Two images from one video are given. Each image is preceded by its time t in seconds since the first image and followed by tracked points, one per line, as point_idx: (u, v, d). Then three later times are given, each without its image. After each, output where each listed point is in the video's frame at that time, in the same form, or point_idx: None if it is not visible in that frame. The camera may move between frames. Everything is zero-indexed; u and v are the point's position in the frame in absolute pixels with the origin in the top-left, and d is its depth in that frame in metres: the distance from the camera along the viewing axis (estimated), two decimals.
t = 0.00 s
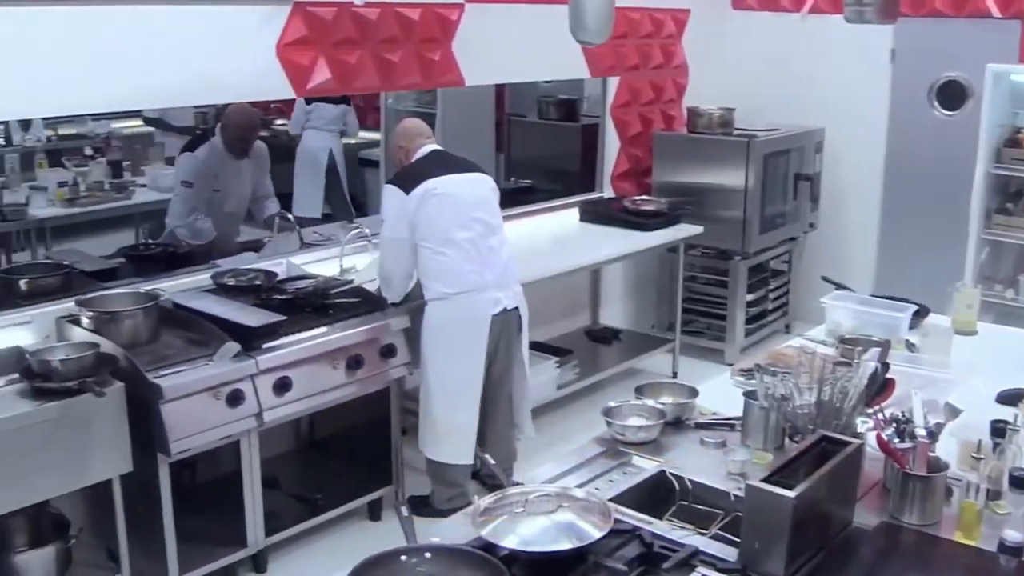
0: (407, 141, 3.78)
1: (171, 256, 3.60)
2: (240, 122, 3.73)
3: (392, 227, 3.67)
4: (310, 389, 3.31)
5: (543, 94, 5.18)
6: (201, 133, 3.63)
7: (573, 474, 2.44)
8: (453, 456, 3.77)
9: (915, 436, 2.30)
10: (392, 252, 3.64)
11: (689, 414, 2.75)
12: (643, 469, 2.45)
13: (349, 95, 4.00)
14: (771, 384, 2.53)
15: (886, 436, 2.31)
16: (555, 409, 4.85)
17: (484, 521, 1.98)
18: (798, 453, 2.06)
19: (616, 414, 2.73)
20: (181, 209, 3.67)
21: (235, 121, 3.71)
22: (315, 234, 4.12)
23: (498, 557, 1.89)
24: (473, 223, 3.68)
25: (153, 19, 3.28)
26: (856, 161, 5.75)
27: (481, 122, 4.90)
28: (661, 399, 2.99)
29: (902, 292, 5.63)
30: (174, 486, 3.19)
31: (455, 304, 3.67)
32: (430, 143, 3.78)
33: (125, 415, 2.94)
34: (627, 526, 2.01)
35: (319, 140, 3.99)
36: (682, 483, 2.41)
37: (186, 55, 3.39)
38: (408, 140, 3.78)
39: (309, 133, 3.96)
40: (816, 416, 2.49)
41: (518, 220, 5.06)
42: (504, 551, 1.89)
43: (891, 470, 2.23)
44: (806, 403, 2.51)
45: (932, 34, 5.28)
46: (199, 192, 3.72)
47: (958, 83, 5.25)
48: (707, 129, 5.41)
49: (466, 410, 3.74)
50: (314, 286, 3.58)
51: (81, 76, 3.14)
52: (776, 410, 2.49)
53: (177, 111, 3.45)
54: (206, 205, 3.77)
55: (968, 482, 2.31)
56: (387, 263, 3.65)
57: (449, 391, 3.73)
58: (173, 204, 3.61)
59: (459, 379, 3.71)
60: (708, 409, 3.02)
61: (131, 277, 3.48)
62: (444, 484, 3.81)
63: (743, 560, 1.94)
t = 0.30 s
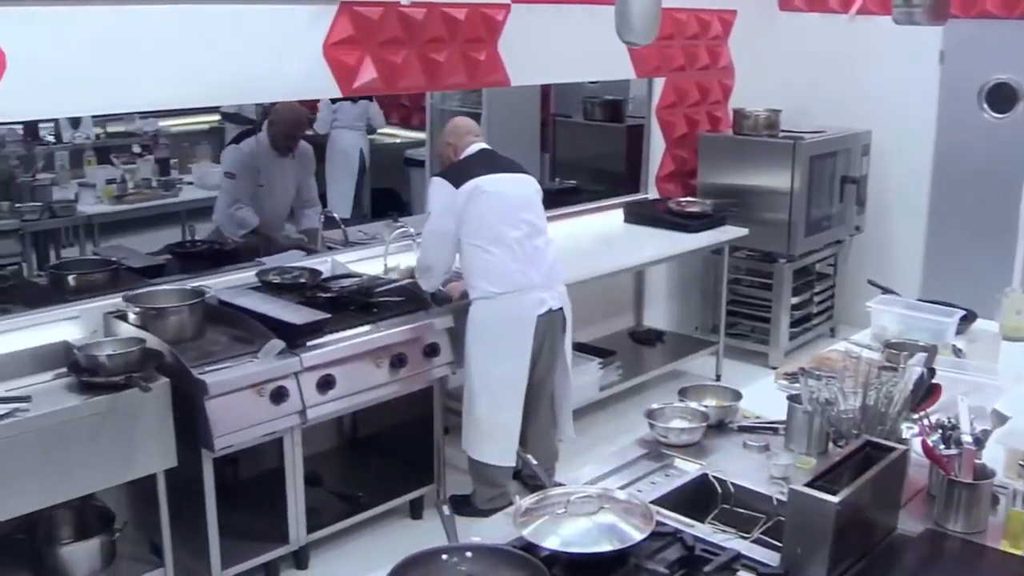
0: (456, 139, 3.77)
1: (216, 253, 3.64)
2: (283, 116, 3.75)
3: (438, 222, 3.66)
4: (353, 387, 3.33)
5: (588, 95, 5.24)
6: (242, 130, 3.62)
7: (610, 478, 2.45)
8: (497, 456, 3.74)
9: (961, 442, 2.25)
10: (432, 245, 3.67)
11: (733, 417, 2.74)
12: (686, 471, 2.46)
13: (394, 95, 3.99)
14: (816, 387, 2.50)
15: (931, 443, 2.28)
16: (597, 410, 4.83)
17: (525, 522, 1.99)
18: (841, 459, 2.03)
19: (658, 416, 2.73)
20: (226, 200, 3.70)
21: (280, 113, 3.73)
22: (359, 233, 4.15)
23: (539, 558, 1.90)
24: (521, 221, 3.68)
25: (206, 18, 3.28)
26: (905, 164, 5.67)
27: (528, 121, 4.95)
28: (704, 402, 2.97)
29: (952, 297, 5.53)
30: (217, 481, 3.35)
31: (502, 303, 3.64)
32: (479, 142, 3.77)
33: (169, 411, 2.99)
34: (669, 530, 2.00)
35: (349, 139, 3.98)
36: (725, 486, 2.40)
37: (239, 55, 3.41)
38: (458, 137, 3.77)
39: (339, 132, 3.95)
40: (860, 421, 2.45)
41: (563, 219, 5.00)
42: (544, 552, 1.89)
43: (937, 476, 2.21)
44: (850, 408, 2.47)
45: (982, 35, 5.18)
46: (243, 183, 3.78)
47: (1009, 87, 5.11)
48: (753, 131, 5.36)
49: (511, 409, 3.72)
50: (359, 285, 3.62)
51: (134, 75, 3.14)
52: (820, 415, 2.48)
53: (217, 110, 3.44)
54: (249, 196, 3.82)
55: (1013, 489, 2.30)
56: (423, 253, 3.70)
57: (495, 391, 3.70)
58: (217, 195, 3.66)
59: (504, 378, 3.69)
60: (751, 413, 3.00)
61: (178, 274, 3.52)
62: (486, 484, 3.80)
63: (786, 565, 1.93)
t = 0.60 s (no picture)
0: (502, 137, 3.76)
1: (259, 251, 3.68)
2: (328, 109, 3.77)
3: (483, 220, 3.63)
4: (395, 386, 3.35)
5: (631, 96, 5.12)
6: (284, 128, 3.68)
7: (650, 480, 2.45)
8: (537, 456, 3.74)
9: (1008, 450, 2.28)
10: (472, 239, 3.64)
11: (775, 421, 2.72)
12: (728, 474, 2.45)
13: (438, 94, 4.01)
14: (859, 392, 2.47)
15: (977, 451, 2.29)
16: (637, 412, 4.80)
17: (565, 523, 1.99)
18: (884, 464, 2.00)
19: (700, 419, 2.72)
20: (268, 196, 3.70)
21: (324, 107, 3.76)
22: (401, 232, 4.16)
23: (578, 560, 1.91)
24: (565, 221, 3.66)
25: (249, 18, 3.33)
26: (954, 166, 5.57)
27: (570, 122, 4.93)
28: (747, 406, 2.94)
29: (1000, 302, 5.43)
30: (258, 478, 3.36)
31: (545, 302, 3.63)
32: (526, 141, 3.77)
33: (211, 408, 3.03)
34: (708, 533, 2.00)
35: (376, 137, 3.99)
36: (766, 490, 2.38)
37: (283, 55, 3.45)
38: (503, 136, 3.76)
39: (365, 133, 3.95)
40: (904, 427, 2.43)
41: (607, 220, 5.00)
42: (585, 554, 1.90)
43: (982, 484, 2.17)
44: (893, 415, 2.44)
45: None
46: (285, 179, 3.78)
47: None
48: (798, 132, 5.31)
49: (553, 408, 3.71)
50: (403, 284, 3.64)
51: (178, 73, 3.19)
52: (863, 420, 2.45)
53: (263, 109, 3.50)
54: (291, 193, 3.82)
55: None
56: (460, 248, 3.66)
57: (538, 390, 3.69)
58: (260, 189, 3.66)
59: (546, 377, 3.68)
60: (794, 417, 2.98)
61: (219, 273, 3.57)
62: (526, 485, 3.78)
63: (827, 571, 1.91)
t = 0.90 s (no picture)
0: (542, 136, 3.71)
1: (299, 250, 3.65)
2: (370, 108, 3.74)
3: (526, 220, 3.59)
4: (434, 386, 3.31)
5: (675, 94, 5.07)
6: (325, 126, 3.67)
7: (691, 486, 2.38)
8: (578, 458, 3.68)
9: None
10: (518, 240, 3.60)
11: (819, 427, 2.65)
12: (770, 480, 2.38)
13: (479, 92, 3.96)
14: (905, 399, 2.38)
15: None
16: (678, 415, 4.72)
17: (604, 526, 1.95)
18: (931, 472, 1.93)
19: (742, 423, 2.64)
20: (309, 195, 3.71)
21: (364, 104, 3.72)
22: (442, 231, 4.11)
23: (617, 564, 1.87)
24: (608, 221, 3.59)
25: (293, 15, 3.31)
26: (1006, 168, 5.43)
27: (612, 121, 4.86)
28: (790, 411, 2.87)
29: None
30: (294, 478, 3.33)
31: (588, 303, 3.58)
32: (567, 140, 3.70)
33: (249, 406, 3.01)
34: (750, 539, 1.97)
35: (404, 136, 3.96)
36: (809, 496, 2.32)
37: (325, 52, 3.43)
38: (544, 135, 3.71)
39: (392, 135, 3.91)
40: (952, 434, 2.31)
41: (651, 220, 4.93)
42: (623, 559, 1.87)
43: None
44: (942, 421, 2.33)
45: None
46: (324, 180, 3.79)
47: None
48: (845, 133, 5.21)
49: (596, 411, 3.65)
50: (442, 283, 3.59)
51: (220, 70, 3.17)
52: (909, 427, 2.36)
53: (303, 107, 3.50)
54: (330, 194, 3.83)
55: None
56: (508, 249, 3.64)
57: (580, 392, 3.63)
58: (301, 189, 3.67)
59: (589, 379, 3.62)
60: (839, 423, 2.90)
61: (259, 270, 3.53)
62: (564, 488, 3.73)
63: None
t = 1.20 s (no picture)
0: (579, 137, 3.64)
1: (339, 248, 3.60)
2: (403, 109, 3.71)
3: (564, 228, 3.51)
4: (473, 387, 3.26)
5: (721, 93, 4.97)
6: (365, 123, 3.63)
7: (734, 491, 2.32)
8: (620, 462, 3.62)
9: None
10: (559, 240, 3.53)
11: (865, 434, 2.57)
12: (814, 488, 2.31)
13: (522, 90, 3.91)
14: (953, 406, 2.29)
15: None
16: (720, 419, 4.64)
17: (644, 532, 1.89)
18: (981, 481, 1.85)
19: (787, 429, 2.60)
20: (355, 202, 3.72)
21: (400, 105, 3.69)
22: (483, 231, 4.08)
23: (656, 570, 1.80)
24: (650, 222, 3.51)
25: (334, 11, 3.28)
26: None
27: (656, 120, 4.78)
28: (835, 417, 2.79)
29: None
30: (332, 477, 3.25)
31: (629, 306, 3.51)
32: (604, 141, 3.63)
33: (287, 406, 2.99)
34: (792, 548, 1.86)
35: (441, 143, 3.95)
36: (853, 504, 2.23)
37: (367, 48, 3.39)
38: (581, 135, 3.64)
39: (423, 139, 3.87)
40: (1003, 443, 2.24)
41: (694, 221, 4.84)
42: (663, 564, 1.80)
43: None
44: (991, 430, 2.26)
45: None
46: (370, 186, 3.80)
47: None
48: (894, 133, 5.09)
49: (638, 415, 3.58)
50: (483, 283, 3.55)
51: (262, 67, 3.15)
52: (958, 435, 2.28)
53: (343, 105, 3.47)
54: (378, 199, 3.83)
55: None
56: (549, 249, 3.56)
57: (623, 395, 3.56)
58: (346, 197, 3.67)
59: (632, 383, 3.55)
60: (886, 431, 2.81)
61: (297, 269, 3.48)
62: (604, 491, 3.67)
63: None
